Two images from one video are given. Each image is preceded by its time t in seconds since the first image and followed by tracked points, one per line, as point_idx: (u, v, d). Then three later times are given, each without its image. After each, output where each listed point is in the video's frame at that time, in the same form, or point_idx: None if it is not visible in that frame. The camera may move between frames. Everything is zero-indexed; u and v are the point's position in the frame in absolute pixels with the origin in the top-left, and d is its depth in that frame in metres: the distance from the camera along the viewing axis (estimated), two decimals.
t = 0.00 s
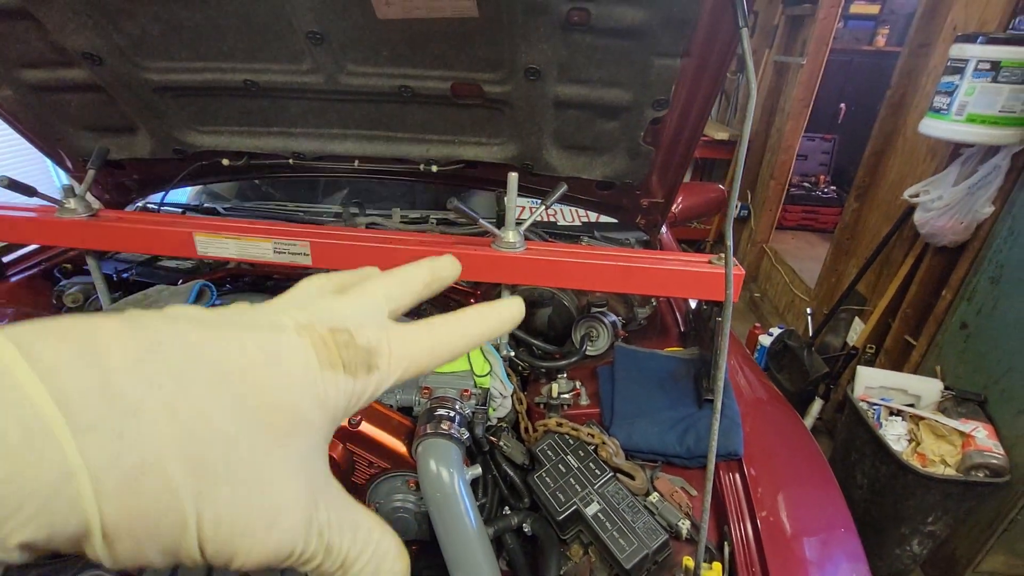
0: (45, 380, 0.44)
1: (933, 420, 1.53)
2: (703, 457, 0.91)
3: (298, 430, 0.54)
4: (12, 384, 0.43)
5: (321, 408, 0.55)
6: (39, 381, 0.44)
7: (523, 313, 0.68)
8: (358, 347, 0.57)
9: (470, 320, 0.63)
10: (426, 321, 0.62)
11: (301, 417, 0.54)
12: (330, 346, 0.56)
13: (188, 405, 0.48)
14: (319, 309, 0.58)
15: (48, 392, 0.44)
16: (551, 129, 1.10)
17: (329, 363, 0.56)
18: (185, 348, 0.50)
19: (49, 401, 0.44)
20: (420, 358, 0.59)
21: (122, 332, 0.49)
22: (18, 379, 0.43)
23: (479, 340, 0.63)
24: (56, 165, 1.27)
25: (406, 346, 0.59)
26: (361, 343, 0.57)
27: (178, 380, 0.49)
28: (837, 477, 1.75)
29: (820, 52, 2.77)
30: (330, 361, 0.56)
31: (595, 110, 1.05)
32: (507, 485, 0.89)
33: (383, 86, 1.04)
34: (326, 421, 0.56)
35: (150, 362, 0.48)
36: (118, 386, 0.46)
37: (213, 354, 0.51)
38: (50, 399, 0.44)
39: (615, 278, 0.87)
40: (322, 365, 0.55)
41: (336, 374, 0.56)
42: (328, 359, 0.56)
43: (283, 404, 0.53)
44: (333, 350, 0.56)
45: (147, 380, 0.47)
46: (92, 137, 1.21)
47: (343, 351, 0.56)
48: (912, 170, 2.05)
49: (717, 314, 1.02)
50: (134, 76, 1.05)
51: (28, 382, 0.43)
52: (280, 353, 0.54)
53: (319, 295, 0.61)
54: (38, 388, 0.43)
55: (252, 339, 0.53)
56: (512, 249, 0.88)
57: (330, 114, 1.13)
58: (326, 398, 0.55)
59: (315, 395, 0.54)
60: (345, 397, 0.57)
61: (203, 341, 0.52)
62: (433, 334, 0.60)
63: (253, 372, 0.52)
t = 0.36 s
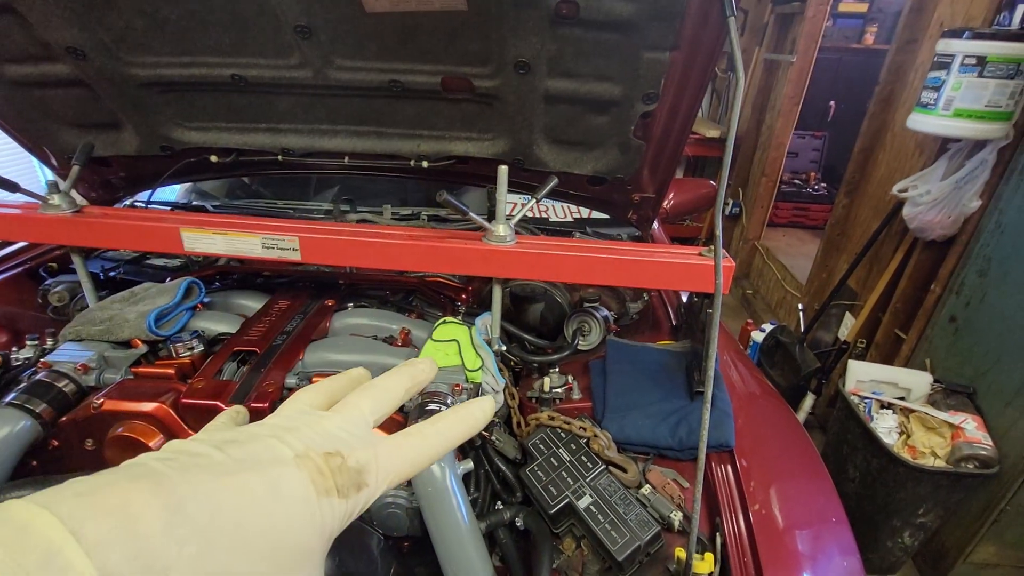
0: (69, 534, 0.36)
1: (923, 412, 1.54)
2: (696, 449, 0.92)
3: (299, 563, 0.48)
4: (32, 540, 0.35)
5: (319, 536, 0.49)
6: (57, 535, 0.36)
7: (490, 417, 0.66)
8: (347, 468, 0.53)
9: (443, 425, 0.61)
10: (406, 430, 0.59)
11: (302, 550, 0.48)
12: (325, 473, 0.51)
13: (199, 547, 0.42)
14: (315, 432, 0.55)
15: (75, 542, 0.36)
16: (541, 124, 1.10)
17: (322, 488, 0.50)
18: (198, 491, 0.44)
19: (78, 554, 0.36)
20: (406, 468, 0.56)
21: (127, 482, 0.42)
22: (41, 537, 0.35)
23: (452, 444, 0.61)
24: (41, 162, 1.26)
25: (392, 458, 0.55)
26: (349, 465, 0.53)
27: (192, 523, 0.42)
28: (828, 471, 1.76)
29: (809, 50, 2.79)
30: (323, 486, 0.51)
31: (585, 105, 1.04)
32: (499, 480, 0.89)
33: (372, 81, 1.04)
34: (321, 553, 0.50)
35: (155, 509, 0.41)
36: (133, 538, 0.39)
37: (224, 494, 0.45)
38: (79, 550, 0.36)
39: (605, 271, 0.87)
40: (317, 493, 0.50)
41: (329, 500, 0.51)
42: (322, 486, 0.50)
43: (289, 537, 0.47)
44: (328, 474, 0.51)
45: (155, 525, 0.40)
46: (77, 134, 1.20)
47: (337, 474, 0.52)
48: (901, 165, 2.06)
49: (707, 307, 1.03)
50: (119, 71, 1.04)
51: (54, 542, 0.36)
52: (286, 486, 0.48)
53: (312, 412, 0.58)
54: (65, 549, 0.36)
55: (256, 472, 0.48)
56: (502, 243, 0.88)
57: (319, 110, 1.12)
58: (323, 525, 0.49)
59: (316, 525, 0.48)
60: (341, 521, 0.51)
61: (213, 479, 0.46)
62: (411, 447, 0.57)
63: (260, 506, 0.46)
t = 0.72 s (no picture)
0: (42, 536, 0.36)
1: (916, 410, 1.54)
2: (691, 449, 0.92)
3: (284, 560, 0.49)
4: (4, 541, 0.35)
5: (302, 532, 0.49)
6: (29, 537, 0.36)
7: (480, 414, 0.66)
8: (333, 466, 0.53)
9: (434, 420, 0.61)
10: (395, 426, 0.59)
11: (287, 545, 0.49)
12: (309, 468, 0.52)
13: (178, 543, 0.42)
14: (300, 430, 0.55)
15: (48, 543, 0.36)
16: (535, 125, 1.10)
17: (305, 484, 0.51)
18: (177, 489, 0.44)
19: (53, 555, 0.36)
20: (394, 465, 0.56)
21: (104, 483, 0.42)
22: (13, 536, 0.35)
23: (445, 440, 0.61)
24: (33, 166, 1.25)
25: (378, 456, 0.55)
26: (335, 463, 0.53)
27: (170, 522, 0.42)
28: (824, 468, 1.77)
29: (803, 49, 2.80)
30: (309, 483, 0.51)
31: (579, 106, 1.05)
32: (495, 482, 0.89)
33: (365, 83, 1.04)
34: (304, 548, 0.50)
35: (134, 510, 0.41)
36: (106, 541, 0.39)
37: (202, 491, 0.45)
38: (52, 550, 0.36)
39: (599, 271, 0.87)
40: (302, 490, 0.51)
41: (314, 497, 0.51)
42: (307, 483, 0.51)
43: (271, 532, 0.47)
44: (313, 472, 0.51)
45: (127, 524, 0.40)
46: (70, 138, 1.19)
47: (322, 471, 0.52)
48: (893, 164, 2.07)
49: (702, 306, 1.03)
50: (111, 74, 1.03)
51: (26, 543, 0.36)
52: (269, 484, 0.48)
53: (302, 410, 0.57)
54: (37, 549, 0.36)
55: (237, 470, 0.48)
56: (496, 245, 0.88)
57: (313, 112, 1.12)
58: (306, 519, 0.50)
59: (300, 523, 0.49)
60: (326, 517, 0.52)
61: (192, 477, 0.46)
62: (401, 444, 0.57)
63: (241, 504, 0.47)
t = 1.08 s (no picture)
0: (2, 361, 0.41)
1: (923, 407, 1.53)
2: (698, 447, 0.92)
3: (242, 378, 0.53)
4: None
5: (257, 357, 0.54)
6: None
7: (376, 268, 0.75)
8: (287, 306, 0.58)
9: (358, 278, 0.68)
10: (326, 278, 0.65)
11: (239, 368, 0.53)
12: (263, 306, 0.56)
13: (136, 367, 0.47)
14: (251, 280, 0.58)
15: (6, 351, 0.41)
16: (540, 121, 1.09)
17: (261, 321, 0.55)
18: (126, 322, 0.48)
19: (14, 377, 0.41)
20: (335, 306, 0.64)
21: (51, 318, 0.45)
22: None
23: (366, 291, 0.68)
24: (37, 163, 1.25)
25: (322, 299, 0.62)
26: (288, 305, 0.58)
27: (125, 349, 0.47)
28: (829, 465, 1.76)
29: (809, 43, 2.77)
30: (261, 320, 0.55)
31: (584, 101, 1.03)
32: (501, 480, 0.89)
33: (369, 78, 1.03)
34: (262, 372, 0.56)
35: (73, 333, 0.45)
36: (66, 367, 0.43)
37: (154, 322, 0.49)
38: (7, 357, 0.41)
39: (606, 269, 0.86)
40: (258, 324, 0.55)
41: (269, 331, 0.56)
42: (260, 319, 0.55)
43: (224, 358, 0.52)
44: (263, 310, 0.56)
45: (82, 354, 0.45)
46: (72, 134, 1.18)
47: (277, 311, 0.57)
48: (900, 159, 2.05)
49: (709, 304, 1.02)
50: (113, 70, 1.02)
51: None
52: (214, 314, 0.52)
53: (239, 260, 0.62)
54: None
55: (185, 306, 0.52)
56: (501, 242, 0.88)
57: (315, 107, 1.11)
58: (262, 347, 0.55)
59: (252, 349, 0.54)
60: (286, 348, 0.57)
61: (141, 310, 0.50)
62: (334, 289, 0.64)
63: (191, 336, 0.50)
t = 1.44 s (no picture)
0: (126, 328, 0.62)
1: (931, 407, 1.51)
2: (703, 448, 0.91)
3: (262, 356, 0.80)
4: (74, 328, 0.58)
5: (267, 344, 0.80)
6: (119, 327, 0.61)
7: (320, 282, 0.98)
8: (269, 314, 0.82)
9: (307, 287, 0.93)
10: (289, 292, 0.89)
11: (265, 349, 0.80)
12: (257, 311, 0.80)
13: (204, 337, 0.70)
14: (240, 294, 0.83)
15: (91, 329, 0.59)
16: (544, 117, 1.08)
17: (262, 321, 0.80)
18: (155, 316, 0.67)
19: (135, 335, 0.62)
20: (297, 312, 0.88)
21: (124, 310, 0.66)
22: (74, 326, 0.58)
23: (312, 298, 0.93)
24: (38, 158, 1.24)
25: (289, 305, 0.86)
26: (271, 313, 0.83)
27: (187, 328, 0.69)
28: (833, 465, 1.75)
29: (815, 39, 2.74)
30: (261, 319, 0.80)
31: (589, 97, 1.02)
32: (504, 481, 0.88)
33: (371, 73, 1.01)
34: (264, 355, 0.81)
35: (133, 322, 0.64)
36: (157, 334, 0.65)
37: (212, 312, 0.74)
38: (94, 332, 0.59)
39: (611, 267, 0.85)
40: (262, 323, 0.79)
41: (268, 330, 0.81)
42: (261, 319, 0.79)
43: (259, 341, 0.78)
44: (262, 314, 0.80)
45: (173, 326, 0.67)
46: (73, 129, 1.18)
47: (267, 315, 0.81)
48: (908, 156, 2.03)
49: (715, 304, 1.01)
50: (114, 65, 1.02)
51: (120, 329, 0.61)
52: (233, 314, 0.76)
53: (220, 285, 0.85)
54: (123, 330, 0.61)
55: (199, 310, 0.73)
56: (504, 239, 0.86)
57: (317, 102, 1.10)
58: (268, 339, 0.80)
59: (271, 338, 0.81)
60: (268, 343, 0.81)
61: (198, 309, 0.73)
62: (295, 299, 0.89)
63: (210, 324, 0.72)
